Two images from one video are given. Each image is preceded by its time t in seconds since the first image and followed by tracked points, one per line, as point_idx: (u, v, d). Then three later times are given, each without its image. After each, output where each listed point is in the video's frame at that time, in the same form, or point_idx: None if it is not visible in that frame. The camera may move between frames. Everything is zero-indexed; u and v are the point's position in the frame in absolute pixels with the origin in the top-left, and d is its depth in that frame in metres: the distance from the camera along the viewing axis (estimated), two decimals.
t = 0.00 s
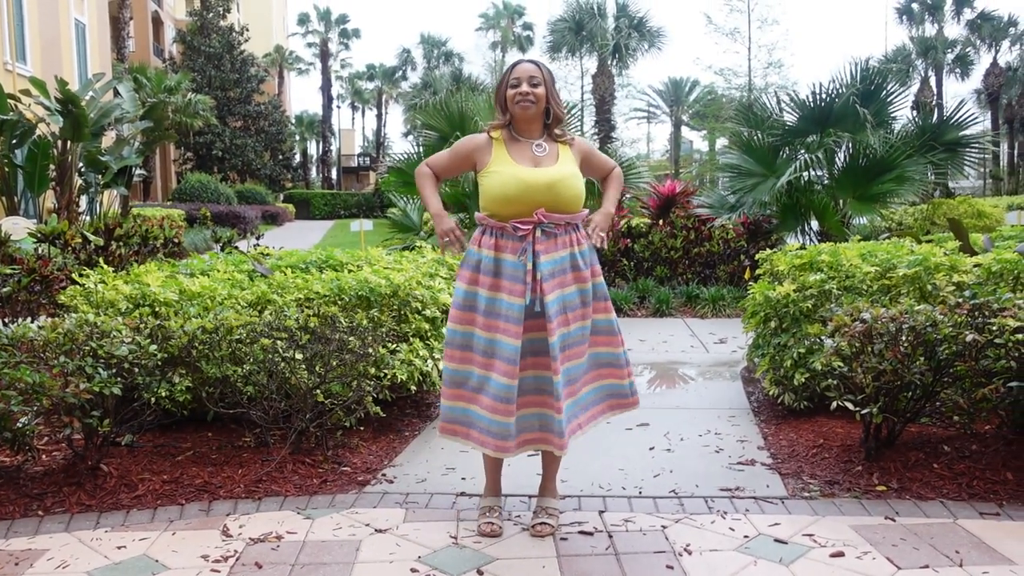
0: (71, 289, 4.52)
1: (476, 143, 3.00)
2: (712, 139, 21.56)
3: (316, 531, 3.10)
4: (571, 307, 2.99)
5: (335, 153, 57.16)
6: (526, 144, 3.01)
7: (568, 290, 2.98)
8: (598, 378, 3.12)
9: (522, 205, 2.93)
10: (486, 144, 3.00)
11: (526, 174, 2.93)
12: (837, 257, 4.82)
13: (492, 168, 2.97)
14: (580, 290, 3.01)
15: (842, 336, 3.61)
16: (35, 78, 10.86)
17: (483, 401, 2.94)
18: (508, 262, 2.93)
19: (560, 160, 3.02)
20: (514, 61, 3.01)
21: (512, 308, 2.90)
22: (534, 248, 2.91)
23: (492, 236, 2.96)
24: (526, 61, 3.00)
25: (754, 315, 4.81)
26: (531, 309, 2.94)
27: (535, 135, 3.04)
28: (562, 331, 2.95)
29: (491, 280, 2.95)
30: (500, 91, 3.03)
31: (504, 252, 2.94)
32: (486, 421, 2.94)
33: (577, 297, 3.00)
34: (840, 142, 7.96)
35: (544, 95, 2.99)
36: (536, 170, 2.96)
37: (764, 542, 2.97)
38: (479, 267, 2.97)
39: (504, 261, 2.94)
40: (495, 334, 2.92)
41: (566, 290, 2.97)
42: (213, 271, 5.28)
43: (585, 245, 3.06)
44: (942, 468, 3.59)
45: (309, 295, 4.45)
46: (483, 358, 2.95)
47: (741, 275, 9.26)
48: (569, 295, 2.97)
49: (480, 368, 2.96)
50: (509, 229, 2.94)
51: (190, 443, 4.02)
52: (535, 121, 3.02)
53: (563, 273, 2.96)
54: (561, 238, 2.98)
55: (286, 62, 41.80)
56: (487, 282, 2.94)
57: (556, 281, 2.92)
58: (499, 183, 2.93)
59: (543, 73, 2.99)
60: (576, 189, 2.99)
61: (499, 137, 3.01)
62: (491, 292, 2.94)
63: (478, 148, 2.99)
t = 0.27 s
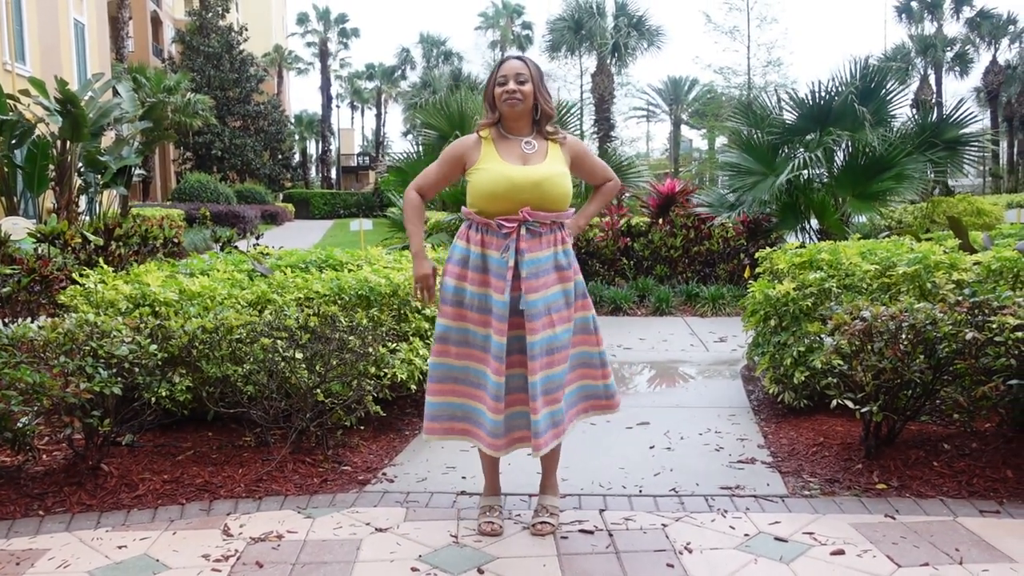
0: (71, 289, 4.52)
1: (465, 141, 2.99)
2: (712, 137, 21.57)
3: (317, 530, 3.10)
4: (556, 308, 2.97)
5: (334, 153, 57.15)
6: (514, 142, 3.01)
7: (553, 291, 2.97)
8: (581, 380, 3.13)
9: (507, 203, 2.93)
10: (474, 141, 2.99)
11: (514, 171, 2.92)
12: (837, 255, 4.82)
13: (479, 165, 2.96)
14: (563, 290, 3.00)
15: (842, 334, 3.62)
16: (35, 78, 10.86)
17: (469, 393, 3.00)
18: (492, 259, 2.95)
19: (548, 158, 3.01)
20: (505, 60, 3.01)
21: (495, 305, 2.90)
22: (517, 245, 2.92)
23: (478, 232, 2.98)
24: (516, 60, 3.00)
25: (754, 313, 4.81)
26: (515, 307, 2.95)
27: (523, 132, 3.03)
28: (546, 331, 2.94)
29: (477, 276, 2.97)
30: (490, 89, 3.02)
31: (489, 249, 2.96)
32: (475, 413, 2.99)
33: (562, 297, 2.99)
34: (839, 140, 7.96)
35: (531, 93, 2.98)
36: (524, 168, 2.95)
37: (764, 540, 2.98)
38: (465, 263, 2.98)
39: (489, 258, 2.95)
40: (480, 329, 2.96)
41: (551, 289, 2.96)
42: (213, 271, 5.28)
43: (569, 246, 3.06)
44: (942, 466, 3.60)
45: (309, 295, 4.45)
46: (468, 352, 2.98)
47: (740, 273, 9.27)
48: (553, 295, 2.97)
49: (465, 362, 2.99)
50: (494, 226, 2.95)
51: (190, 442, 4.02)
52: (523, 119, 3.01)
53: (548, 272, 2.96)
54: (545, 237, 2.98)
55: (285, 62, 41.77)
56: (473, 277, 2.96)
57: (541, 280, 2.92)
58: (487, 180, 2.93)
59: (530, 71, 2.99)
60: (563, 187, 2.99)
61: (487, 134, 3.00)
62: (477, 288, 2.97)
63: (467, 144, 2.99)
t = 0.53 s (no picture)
0: (74, 289, 4.53)
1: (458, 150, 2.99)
2: (714, 136, 21.55)
3: (321, 529, 3.11)
4: (546, 313, 2.94)
5: (336, 152, 57.17)
6: (505, 147, 3.01)
7: (544, 295, 2.94)
8: (568, 395, 3.10)
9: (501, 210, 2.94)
10: (466, 149, 2.99)
11: (504, 176, 2.93)
12: (839, 254, 4.83)
13: (470, 171, 2.96)
14: (554, 296, 2.98)
15: (844, 332, 3.62)
16: (37, 79, 10.88)
17: (462, 387, 3.06)
18: (483, 260, 2.95)
19: (539, 162, 3.01)
20: (496, 67, 3.01)
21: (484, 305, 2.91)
22: (508, 247, 2.92)
23: (470, 232, 2.99)
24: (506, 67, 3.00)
25: (756, 312, 4.81)
26: (505, 309, 2.94)
27: (514, 137, 3.04)
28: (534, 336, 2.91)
29: (468, 276, 2.98)
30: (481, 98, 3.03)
31: (480, 250, 2.96)
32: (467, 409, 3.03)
33: (551, 303, 2.96)
34: (841, 138, 7.96)
35: (521, 100, 3.00)
36: (514, 172, 2.96)
37: (768, 539, 2.98)
38: (456, 262, 2.99)
39: (480, 258, 2.96)
40: (471, 328, 2.99)
41: (541, 293, 2.94)
42: (216, 270, 5.29)
43: (560, 252, 3.04)
44: (945, 464, 3.60)
45: (312, 294, 4.45)
46: (460, 349, 3.03)
47: (742, 272, 9.26)
48: (543, 299, 2.94)
49: (457, 358, 3.04)
50: (486, 226, 2.96)
51: (194, 442, 4.03)
52: (513, 125, 3.02)
53: (538, 276, 2.94)
54: (537, 240, 2.97)
55: (286, 61, 41.78)
56: (463, 277, 2.98)
57: (530, 283, 2.91)
58: (478, 186, 2.93)
59: (519, 77, 3.00)
60: (556, 192, 2.99)
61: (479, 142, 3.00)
62: (468, 288, 2.98)
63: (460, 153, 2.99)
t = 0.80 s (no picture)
0: (77, 290, 4.53)
1: (456, 151, 2.99)
2: (717, 135, 21.53)
3: (324, 529, 3.11)
4: (542, 313, 2.93)
5: (338, 152, 57.20)
6: (502, 148, 3.02)
7: (539, 295, 2.93)
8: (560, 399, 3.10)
9: (498, 209, 2.93)
10: (464, 149, 2.99)
11: (500, 176, 2.93)
12: (842, 253, 4.82)
13: (467, 172, 2.96)
14: (550, 296, 2.97)
15: (847, 332, 3.61)
16: (40, 79, 10.89)
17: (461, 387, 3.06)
18: (480, 260, 2.95)
19: (535, 162, 3.01)
20: (493, 67, 3.02)
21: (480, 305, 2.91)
22: (504, 247, 2.92)
23: (468, 233, 2.99)
24: (504, 67, 3.00)
25: (759, 311, 4.81)
26: (501, 309, 2.94)
27: (510, 139, 3.04)
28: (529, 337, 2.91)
29: (466, 276, 2.99)
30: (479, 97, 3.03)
31: (477, 250, 2.97)
32: (463, 408, 3.03)
33: (547, 304, 2.96)
34: (843, 137, 7.96)
35: (518, 102, 3.00)
36: (510, 172, 2.96)
37: (771, 538, 2.98)
38: (456, 263, 3.00)
39: (477, 258, 2.96)
40: (469, 328, 2.99)
41: (537, 293, 2.93)
42: (218, 271, 5.30)
43: (556, 253, 3.04)
44: (949, 463, 3.59)
45: (314, 294, 4.45)
46: (458, 349, 3.03)
47: (745, 271, 9.25)
48: (539, 300, 2.93)
49: (456, 358, 3.04)
50: (483, 226, 2.96)
51: (197, 442, 4.04)
52: (510, 128, 3.03)
53: (534, 276, 2.94)
54: (534, 241, 2.97)
55: (289, 61, 41.79)
56: (462, 278, 2.99)
57: (526, 283, 2.91)
58: (475, 185, 2.93)
59: (517, 79, 2.99)
60: (553, 190, 2.99)
61: (477, 142, 3.00)
62: (466, 288, 2.98)
63: (457, 153, 2.99)
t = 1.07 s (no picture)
0: (80, 291, 4.54)
1: (458, 151, 2.99)
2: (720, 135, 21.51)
3: (327, 530, 3.11)
4: (546, 313, 2.93)
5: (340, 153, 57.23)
6: (504, 150, 3.02)
7: (543, 296, 2.94)
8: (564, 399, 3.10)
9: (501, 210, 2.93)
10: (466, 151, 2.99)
11: (504, 178, 2.92)
12: (846, 253, 4.81)
13: (471, 173, 2.96)
14: (554, 297, 2.97)
15: (851, 332, 3.60)
16: (43, 81, 10.91)
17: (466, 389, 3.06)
18: (484, 261, 2.95)
19: (538, 164, 3.01)
20: (496, 69, 3.01)
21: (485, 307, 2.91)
22: (508, 248, 2.92)
23: (470, 234, 2.98)
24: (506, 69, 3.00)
25: (762, 311, 4.81)
26: (506, 310, 2.94)
27: (513, 141, 3.04)
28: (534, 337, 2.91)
29: (470, 277, 2.98)
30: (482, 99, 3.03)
31: (481, 251, 2.96)
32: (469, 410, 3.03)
33: (552, 304, 2.96)
34: (847, 137, 7.95)
35: (521, 104, 3.00)
36: (513, 174, 2.96)
37: (775, 539, 2.97)
38: (459, 264, 2.99)
39: (480, 260, 2.96)
40: (473, 330, 2.99)
41: (541, 294, 2.93)
42: (222, 271, 5.30)
43: (559, 253, 3.04)
44: (953, 463, 3.58)
45: (317, 295, 4.46)
46: (463, 350, 3.02)
47: (748, 271, 9.24)
48: (544, 300, 2.93)
49: (460, 360, 3.04)
50: (486, 228, 2.96)
51: (200, 443, 4.04)
52: (512, 129, 3.03)
53: (538, 277, 2.94)
54: (537, 242, 2.97)
55: (291, 62, 41.81)
56: (465, 279, 2.98)
57: (530, 284, 2.91)
58: (478, 187, 2.92)
59: (521, 82, 2.99)
60: (555, 193, 2.99)
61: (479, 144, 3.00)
62: (470, 289, 2.98)
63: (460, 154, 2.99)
